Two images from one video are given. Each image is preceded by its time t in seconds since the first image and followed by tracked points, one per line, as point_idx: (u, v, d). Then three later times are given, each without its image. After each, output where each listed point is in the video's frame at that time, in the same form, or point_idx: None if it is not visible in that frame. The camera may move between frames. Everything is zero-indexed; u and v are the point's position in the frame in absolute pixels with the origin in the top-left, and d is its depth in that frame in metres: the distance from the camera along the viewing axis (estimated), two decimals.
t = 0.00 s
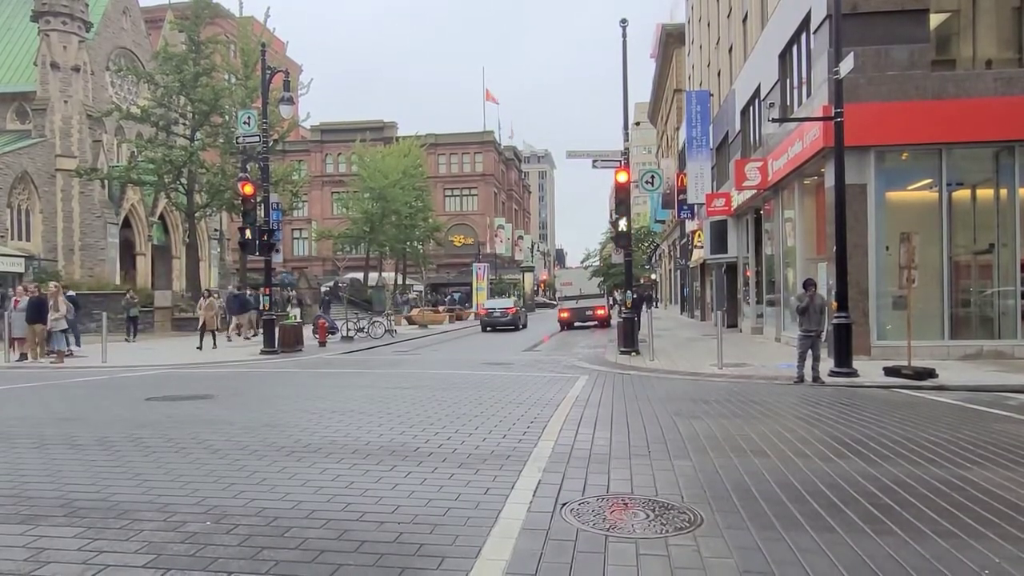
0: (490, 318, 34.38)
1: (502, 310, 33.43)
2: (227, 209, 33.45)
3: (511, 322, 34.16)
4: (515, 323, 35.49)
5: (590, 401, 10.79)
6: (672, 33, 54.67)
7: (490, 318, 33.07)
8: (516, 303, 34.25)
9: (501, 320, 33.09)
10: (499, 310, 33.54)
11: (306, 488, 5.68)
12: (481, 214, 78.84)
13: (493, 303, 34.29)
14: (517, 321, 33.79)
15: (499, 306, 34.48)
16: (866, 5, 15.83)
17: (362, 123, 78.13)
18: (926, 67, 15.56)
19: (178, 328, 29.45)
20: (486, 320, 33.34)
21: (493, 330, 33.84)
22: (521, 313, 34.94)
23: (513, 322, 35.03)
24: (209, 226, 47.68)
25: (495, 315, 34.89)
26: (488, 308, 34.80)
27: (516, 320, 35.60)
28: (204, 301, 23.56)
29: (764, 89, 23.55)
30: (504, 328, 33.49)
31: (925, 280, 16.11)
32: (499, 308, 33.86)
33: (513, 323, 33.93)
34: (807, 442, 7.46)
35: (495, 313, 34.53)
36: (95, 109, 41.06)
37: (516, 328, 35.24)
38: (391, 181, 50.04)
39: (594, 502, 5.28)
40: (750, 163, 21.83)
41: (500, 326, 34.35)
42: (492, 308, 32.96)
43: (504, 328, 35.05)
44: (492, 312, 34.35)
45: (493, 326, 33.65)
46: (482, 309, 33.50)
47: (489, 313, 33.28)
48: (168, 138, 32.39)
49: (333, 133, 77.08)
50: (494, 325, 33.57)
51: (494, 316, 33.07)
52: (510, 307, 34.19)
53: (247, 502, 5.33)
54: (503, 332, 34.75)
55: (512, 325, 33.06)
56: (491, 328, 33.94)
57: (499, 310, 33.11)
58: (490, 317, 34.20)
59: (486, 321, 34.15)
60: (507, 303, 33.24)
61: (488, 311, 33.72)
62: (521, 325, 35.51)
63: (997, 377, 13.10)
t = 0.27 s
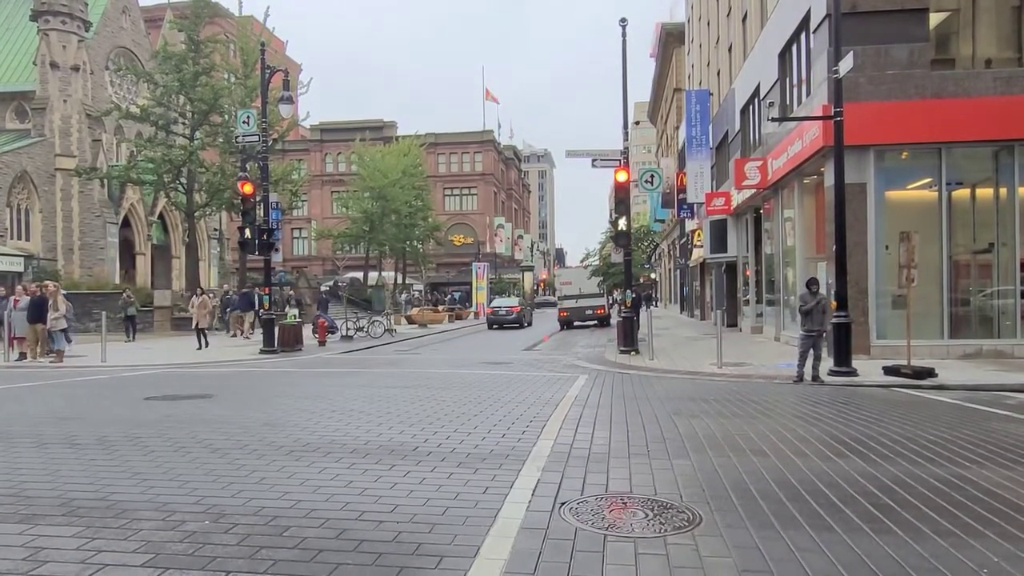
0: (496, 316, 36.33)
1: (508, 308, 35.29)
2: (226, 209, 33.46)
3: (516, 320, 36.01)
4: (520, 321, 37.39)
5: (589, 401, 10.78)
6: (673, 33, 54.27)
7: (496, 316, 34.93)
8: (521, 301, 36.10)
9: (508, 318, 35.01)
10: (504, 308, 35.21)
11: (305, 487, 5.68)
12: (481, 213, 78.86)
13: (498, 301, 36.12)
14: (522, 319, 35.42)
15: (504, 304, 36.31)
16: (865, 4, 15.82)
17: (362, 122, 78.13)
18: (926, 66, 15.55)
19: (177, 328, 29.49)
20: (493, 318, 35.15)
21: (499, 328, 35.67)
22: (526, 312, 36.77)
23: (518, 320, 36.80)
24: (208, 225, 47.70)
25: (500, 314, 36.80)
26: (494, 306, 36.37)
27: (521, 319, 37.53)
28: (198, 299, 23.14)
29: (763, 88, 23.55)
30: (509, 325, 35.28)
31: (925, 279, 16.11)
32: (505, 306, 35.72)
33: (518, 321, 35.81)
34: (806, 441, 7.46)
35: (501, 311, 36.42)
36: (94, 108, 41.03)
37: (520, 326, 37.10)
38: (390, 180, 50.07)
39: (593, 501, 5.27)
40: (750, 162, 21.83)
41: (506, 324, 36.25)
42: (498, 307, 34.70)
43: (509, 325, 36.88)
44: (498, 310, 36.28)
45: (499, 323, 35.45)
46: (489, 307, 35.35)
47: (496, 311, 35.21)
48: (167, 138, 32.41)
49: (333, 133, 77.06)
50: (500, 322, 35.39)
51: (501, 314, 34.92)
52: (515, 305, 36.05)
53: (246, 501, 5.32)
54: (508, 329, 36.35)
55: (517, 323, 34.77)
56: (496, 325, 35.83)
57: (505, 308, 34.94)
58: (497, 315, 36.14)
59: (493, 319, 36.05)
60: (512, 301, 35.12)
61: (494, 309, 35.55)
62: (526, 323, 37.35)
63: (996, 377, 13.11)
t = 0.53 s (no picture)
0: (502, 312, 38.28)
1: (513, 305, 37.09)
2: (225, 206, 33.45)
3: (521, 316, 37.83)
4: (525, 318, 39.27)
5: (587, 398, 10.77)
6: (672, 30, 54.43)
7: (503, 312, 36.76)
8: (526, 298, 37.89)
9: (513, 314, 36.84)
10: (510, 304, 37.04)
11: (301, 486, 5.67)
12: (480, 211, 78.82)
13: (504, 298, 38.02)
14: (527, 315, 37.25)
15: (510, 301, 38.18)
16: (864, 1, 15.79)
17: (361, 120, 78.04)
18: (925, 63, 15.52)
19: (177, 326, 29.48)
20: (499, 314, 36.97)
21: (505, 323, 37.47)
22: (531, 309, 38.58)
23: (524, 317, 38.65)
24: (207, 223, 47.68)
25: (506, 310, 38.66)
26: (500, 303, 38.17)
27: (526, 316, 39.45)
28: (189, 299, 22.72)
29: (762, 85, 23.53)
30: (515, 321, 37.04)
31: (924, 276, 16.09)
32: (510, 303, 37.57)
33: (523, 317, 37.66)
34: (804, 439, 7.45)
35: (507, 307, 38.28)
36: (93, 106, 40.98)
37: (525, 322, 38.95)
38: (390, 178, 50.06)
39: (589, 499, 5.27)
40: (749, 159, 21.79)
41: (512, 320, 38.09)
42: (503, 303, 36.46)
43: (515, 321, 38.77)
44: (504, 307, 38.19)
45: (505, 319, 37.20)
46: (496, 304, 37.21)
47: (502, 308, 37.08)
48: (166, 136, 32.39)
49: (332, 131, 76.98)
50: (506, 318, 37.21)
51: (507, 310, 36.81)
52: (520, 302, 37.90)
53: (242, 500, 5.31)
54: (513, 325, 38.11)
55: (522, 319, 36.52)
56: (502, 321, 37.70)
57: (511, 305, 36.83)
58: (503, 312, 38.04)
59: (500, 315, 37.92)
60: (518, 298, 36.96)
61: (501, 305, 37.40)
62: (530, 319, 39.16)
63: (996, 374, 13.10)
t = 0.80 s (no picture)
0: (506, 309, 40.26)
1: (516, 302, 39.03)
2: (222, 205, 33.41)
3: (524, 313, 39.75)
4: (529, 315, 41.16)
5: (583, 397, 10.76)
6: (669, 28, 54.57)
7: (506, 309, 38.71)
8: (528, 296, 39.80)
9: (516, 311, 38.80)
10: (514, 302, 39.02)
11: (291, 485, 5.63)
12: (478, 209, 78.80)
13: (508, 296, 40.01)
14: (530, 313, 39.17)
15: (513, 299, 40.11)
16: None
17: (359, 117, 77.93)
18: (921, 60, 15.51)
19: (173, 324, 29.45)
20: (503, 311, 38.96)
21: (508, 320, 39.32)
22: (534, 307, 40.42)
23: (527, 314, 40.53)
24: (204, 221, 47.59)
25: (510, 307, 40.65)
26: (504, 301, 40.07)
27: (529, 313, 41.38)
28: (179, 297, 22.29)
29: (759, 83, 23.51)
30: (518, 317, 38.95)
31: (920, 274, 16.08)
32: (513, 301, 39.52)
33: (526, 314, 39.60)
34: (798, 437, 7.43)
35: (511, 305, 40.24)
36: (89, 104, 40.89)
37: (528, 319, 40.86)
38: (387, 176, 50.06)
39: (580, 498, 5.24)
40: (745, 157, 21.79)
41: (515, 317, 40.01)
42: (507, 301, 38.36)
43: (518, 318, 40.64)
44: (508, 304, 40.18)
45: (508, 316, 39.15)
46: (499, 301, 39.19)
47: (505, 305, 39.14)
48: (163, 134, 32.34)
49: (329, 129, 76.88)
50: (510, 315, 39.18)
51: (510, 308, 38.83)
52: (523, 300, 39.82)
53: (232, 498, 5.28)
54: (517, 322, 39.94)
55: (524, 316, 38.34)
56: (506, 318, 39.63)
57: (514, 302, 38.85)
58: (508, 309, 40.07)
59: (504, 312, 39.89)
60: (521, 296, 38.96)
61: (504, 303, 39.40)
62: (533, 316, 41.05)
63: (991, 371, 13.10)
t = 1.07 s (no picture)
0: (511, 308, 42.00)
1: (520, 301, 40.82)
2: (220, 204, 33.37)
3: (528, 312, 41.35)
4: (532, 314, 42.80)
5: (578, 396, 10.72)
6: (667, 27, 54.57)
7: (510, 310, 40.42)
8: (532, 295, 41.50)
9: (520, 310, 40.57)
10: (518, 301, 40.72)
11: (281, 485, 5.60)
12: (477, 209, 78.80)
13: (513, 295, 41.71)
14: (533, 311, 40.81)
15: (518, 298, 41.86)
16: None
17: (357, 117, 77.86)
18: (918, 60, 15.50)
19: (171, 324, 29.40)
20: (507, 311, 40.68)
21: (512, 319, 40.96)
22: (537, 306, 42.01)
23: (530, 313, 42.06)
24: (201, 221, 47.53)
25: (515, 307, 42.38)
26: (509, 300, 41.68)
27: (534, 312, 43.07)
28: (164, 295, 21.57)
29: (756, 82, 23.50)
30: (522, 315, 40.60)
31: (917, 274, 16.06)
32: (518, 300, 41.24)
33: (529, 313, 41.27)
34: (792, 436, 7.41)
35: (515, 304, 41.87)
36: (87, 104, 40.81)
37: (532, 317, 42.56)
38: (386, 176, 50.06)
39: (571, 498, 5.20)
40: (743, 157, 21.77)
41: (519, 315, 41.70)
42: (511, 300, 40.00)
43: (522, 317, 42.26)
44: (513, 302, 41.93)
45: (513, 314, 40.83)
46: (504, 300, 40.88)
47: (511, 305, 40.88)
48: (161, 133, 32.30)
49: (328, 128, 76.81)
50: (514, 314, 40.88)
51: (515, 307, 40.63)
52: (526, 299, 41.46)
53: (220, 498, 5.24)
54: (521, 321, 41.54)
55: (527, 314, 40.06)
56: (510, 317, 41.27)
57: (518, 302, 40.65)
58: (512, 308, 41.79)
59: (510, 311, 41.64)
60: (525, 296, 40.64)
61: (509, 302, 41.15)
62: (536, 315, 42.68)
63: (989, 371, 13.07)
